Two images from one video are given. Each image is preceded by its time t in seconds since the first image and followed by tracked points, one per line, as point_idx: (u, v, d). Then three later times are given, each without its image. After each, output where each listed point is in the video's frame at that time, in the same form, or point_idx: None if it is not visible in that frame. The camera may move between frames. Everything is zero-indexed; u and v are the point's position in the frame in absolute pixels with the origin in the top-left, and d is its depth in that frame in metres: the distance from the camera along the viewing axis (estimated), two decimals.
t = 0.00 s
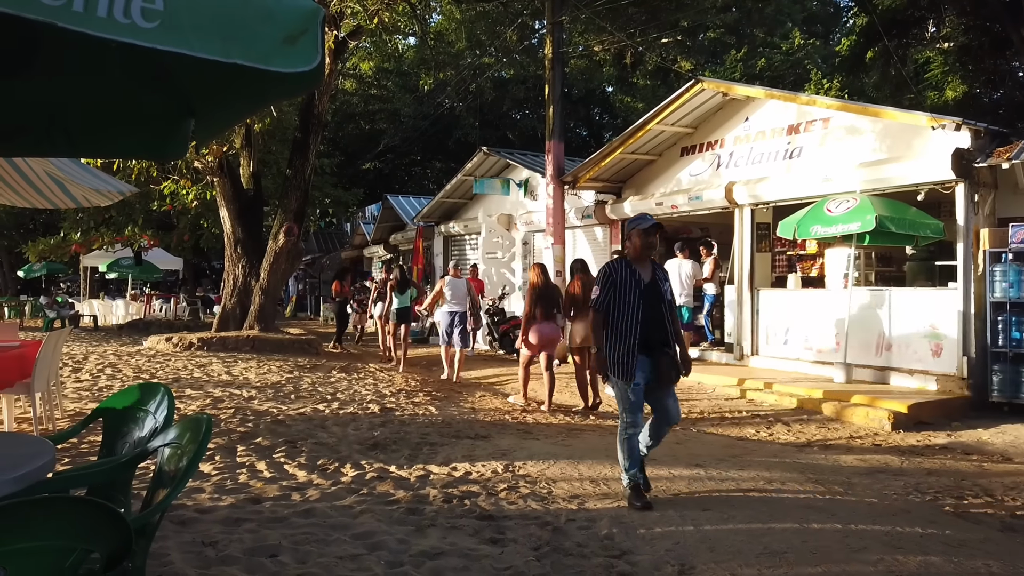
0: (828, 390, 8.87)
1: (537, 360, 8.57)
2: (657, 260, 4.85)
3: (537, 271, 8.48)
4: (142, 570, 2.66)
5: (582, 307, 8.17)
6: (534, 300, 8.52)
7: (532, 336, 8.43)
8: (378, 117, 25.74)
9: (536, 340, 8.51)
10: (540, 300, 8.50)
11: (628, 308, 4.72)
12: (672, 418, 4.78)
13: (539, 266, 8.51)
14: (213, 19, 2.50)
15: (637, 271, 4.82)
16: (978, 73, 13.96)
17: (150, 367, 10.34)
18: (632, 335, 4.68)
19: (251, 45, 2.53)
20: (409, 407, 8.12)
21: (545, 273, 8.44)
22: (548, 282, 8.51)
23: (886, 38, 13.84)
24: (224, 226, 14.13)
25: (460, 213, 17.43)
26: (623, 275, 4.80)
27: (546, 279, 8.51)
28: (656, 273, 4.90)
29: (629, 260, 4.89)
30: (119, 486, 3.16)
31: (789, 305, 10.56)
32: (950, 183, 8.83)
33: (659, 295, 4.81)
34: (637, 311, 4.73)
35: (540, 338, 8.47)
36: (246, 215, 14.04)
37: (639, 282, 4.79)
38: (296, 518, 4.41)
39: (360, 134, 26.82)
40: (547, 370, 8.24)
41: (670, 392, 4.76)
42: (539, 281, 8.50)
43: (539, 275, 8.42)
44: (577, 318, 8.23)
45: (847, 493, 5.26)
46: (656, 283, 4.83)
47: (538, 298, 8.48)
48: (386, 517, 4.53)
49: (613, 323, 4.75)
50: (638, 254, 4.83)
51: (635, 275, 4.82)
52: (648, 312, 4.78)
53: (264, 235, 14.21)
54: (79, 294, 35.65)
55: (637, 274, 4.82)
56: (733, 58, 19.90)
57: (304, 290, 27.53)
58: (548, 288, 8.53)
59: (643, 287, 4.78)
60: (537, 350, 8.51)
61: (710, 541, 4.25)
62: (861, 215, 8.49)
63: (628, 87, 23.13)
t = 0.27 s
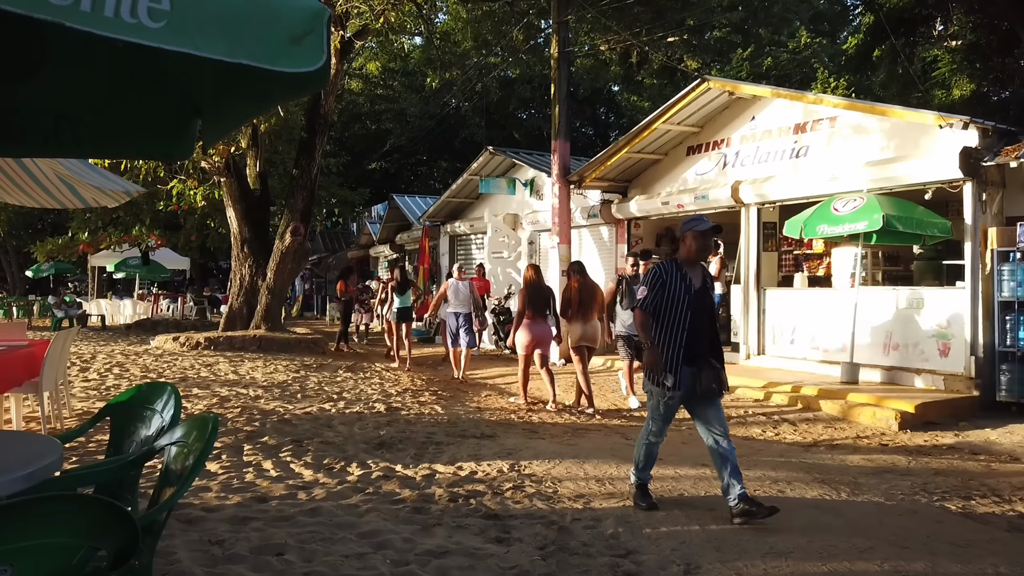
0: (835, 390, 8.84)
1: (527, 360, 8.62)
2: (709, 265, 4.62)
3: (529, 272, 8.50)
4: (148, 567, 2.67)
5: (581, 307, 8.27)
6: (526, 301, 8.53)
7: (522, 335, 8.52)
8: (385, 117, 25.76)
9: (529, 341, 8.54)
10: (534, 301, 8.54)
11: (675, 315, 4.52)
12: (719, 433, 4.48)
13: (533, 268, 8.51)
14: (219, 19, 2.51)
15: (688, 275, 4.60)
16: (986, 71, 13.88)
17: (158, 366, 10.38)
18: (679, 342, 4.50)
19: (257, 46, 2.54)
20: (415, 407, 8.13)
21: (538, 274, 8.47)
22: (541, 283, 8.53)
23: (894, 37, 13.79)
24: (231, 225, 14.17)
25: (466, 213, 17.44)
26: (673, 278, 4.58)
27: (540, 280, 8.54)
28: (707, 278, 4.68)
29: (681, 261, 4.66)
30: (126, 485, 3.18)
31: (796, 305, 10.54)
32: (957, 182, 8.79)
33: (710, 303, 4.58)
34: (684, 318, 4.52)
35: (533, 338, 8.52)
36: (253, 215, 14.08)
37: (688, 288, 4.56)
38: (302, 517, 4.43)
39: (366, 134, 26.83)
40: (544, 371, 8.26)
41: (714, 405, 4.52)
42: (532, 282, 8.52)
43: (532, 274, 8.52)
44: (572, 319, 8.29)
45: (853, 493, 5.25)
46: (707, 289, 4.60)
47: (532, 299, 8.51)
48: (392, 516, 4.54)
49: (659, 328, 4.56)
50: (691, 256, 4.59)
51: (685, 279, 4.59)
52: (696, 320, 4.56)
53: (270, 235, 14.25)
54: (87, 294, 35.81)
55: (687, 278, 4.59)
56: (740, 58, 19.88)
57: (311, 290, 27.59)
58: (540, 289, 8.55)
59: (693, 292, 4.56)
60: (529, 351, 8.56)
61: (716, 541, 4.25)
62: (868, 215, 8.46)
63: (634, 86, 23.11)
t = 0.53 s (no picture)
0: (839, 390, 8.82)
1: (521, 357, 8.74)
2: (760, 256, 4.39)
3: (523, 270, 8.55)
4: (151, 565, 2.68)
5: (575, 307, 8.27)
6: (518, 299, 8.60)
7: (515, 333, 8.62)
8: (389, 117, 25.76)
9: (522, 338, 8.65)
10: (527, 299, 8.61)
11: (731, 309, 4.27)
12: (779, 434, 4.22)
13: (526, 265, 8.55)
14: (221, 18, 2.51)
15: (740, 267, 4.36)
16: (991, 69, 13.83)
17: (162, 366, 10.41)
18: (734, 338, 4.24)
19: (256, 45, 2.55)
20: (418, 406, 8.14)
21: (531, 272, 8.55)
22: (534, 280, 8.60)
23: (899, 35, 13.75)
24: (235, 225, 14.19)
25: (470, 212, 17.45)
26: (725, 270, 4.33)
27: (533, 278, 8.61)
28: (759, 269, 4.44)
29: (731, 252, 4.43)
30: (129, 483, 3.19)
31: (800, 304, 10.52)
32: (961, 181, 8.75)
33: (765, 294, 4.34)
34: (740, 312, 4.27)
35: (525, 336, 8.61)
36: (257, 215, 14.11)
37: (742, 280, 4.33)
38: (306, 515, 4.44)
39: (370, 133, 26.83)
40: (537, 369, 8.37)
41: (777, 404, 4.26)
42: (525, 280, 8.59)
43: (527, 272, 8.58)
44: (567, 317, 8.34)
45: (857, 492, 5.24)
46: (761, 281, 4.36)
47: (526, 298, 8.57)
48: (395, 515, 4.54)
49: (715, 323, 4.30)
50: (743, 246, 4.37)
51: (738, 271, 4.35)
52: (753, 314, 4.31)
53: (275, 235, 14.27)
54: (92, 293, 35.89)
55: (739, 270, 4.35)
56: (745, 56, 19.84)
57: (315, 289, 27.62)
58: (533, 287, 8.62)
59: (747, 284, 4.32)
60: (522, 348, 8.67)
61: (719, 540, 4.25)
62: (873, 213, 8.44)
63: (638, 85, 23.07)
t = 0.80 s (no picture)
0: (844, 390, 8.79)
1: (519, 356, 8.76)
2: (812, 258, 3.99)
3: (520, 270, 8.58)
4: (157, 565, 2.68)
5: (571, 306, 8.29)
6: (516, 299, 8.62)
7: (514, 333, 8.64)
8: (393, 116, 25.78)
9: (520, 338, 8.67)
10: (525, 298, 8.62)
11: (782, 321, 3.90)
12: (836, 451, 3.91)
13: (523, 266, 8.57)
14: (224, 18, 2.51)
15: (790, 272, 3.96)
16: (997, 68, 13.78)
17: (167, 365, 10.43)
18: (785, 353, 3.88)
19: (261, 44, 2.54)
20: (423, 405, 8.14)
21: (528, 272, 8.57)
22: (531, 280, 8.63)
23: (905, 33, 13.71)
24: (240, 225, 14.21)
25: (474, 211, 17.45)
26: (772, 278, 3.95)
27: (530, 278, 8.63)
28: (811, 272, 4.03)
29: (779, 256, 4.03)
30: (134, 482, 3.19)
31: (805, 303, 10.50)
32: (968, 180, 8.73)
33: (820, 302, 3.93)
34: (792, 323, 3.89)
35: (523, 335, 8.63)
36: (262, 215, 14.13)
37: (793, 287, 3.93)
38: (311, 514, 4.44)
39: (374, 133, 26.84)
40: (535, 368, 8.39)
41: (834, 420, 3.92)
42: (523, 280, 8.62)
43: (525, 274, 8.61)
44: (564, 317, 8.36)
45: (862, 492, 5.23)
46: (813, 286, 3.96)
47: (523, 297, 8.60)
48: (400, 514, 4.55)
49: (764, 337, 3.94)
50: (792, 250, 3.98)
51: (787, 277, 3.95)
52: (807, 323, 3.92)
53: (279, 234, 14.29)
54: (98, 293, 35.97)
55: (789, 277, 3.96)
56: (749, 55, 19.82)
57: (320, 289, 27.65)
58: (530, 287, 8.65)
59: (797, 292, 3.93)
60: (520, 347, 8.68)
61: (724, 539, 4.24)
62: (878, 212, 8.41)
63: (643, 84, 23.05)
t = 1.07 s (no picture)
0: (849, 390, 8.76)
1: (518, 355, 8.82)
2: (870, 250, 3.68)
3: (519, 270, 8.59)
4: (162, 564, 2.69)
5: (565, 306, 8.30)
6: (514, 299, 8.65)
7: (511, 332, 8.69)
8: (397, 116, 25.79)
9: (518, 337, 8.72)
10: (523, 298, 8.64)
11: (845, 318, 3.55)
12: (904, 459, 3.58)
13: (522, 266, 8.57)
14: (231, 17, 2.52)
15: (849, 266, 3.62)
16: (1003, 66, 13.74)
17: (172, 364, 10.45)
18: (847, 352, 3.53)
19: (267, 42, 2.55)
20: (427, 405, 8.13)
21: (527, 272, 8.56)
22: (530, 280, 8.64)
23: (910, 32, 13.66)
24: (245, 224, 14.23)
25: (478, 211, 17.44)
26: (833, 273, 3.59)
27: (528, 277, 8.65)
28: (869, 265, 3.71)
29: (834, 249, 3.69)
30: (139, 481, 3.19)
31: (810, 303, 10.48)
32: (973, 179, 8.73)
33: (880, 298, 3.62)
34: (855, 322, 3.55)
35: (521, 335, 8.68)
36: (266, 215, 14.16)
37: (854, 281, 3.59)
38: (315, 514, 4.44)
39: (378, 132, 26.85)
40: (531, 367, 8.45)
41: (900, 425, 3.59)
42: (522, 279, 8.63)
43: (523, 274, 8.62)
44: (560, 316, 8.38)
45: (868, 492, 5.21)
46: (873, 280, 3.64)
47: (520, 297, 8.62)
48: (404, 513, 4.55)
49: (826, 337, 3.58)
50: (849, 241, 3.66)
51: (847, 271, 3.61)
52: (868, 321, 3.59)
53: (284, 234, 14.32)
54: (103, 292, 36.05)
55: (849, 271, 3.61)
56: (754, 54, 19.81)
57: (324, 288, 27.67)
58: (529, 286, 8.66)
59: (859, 287, 3.59)
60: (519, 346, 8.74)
61: (729, 539, 4.23)
62: (884, 211, 8.40)
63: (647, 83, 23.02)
